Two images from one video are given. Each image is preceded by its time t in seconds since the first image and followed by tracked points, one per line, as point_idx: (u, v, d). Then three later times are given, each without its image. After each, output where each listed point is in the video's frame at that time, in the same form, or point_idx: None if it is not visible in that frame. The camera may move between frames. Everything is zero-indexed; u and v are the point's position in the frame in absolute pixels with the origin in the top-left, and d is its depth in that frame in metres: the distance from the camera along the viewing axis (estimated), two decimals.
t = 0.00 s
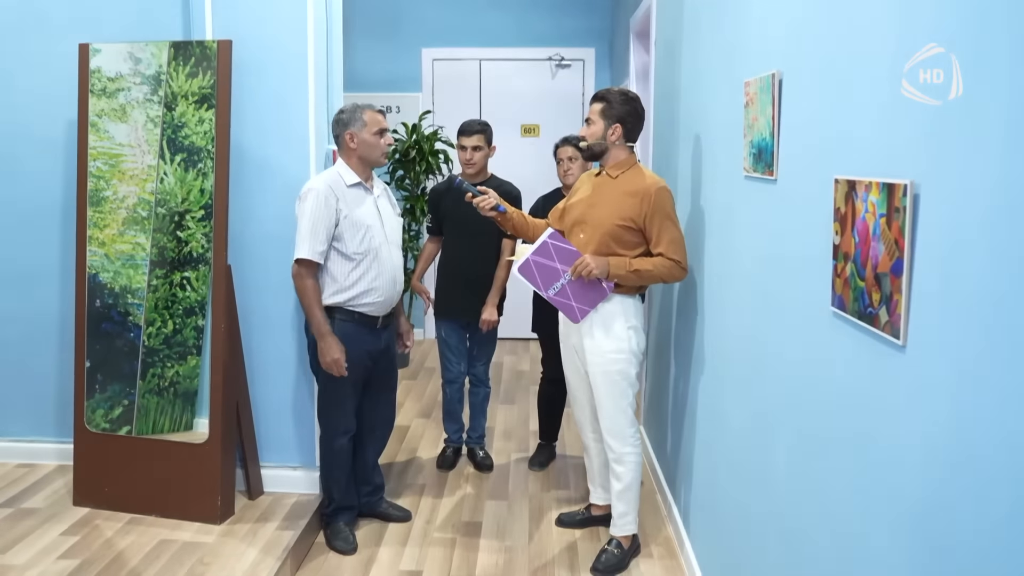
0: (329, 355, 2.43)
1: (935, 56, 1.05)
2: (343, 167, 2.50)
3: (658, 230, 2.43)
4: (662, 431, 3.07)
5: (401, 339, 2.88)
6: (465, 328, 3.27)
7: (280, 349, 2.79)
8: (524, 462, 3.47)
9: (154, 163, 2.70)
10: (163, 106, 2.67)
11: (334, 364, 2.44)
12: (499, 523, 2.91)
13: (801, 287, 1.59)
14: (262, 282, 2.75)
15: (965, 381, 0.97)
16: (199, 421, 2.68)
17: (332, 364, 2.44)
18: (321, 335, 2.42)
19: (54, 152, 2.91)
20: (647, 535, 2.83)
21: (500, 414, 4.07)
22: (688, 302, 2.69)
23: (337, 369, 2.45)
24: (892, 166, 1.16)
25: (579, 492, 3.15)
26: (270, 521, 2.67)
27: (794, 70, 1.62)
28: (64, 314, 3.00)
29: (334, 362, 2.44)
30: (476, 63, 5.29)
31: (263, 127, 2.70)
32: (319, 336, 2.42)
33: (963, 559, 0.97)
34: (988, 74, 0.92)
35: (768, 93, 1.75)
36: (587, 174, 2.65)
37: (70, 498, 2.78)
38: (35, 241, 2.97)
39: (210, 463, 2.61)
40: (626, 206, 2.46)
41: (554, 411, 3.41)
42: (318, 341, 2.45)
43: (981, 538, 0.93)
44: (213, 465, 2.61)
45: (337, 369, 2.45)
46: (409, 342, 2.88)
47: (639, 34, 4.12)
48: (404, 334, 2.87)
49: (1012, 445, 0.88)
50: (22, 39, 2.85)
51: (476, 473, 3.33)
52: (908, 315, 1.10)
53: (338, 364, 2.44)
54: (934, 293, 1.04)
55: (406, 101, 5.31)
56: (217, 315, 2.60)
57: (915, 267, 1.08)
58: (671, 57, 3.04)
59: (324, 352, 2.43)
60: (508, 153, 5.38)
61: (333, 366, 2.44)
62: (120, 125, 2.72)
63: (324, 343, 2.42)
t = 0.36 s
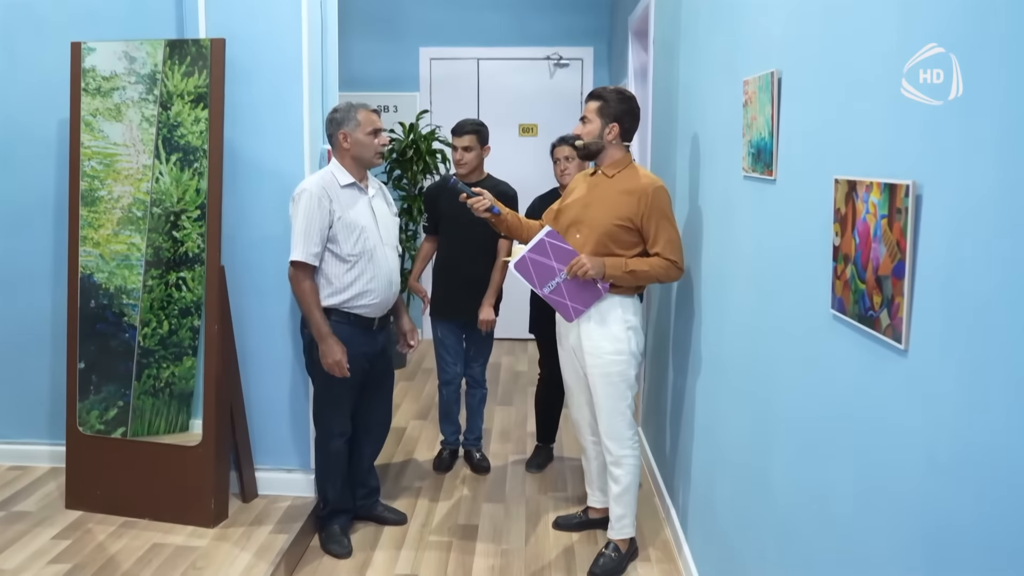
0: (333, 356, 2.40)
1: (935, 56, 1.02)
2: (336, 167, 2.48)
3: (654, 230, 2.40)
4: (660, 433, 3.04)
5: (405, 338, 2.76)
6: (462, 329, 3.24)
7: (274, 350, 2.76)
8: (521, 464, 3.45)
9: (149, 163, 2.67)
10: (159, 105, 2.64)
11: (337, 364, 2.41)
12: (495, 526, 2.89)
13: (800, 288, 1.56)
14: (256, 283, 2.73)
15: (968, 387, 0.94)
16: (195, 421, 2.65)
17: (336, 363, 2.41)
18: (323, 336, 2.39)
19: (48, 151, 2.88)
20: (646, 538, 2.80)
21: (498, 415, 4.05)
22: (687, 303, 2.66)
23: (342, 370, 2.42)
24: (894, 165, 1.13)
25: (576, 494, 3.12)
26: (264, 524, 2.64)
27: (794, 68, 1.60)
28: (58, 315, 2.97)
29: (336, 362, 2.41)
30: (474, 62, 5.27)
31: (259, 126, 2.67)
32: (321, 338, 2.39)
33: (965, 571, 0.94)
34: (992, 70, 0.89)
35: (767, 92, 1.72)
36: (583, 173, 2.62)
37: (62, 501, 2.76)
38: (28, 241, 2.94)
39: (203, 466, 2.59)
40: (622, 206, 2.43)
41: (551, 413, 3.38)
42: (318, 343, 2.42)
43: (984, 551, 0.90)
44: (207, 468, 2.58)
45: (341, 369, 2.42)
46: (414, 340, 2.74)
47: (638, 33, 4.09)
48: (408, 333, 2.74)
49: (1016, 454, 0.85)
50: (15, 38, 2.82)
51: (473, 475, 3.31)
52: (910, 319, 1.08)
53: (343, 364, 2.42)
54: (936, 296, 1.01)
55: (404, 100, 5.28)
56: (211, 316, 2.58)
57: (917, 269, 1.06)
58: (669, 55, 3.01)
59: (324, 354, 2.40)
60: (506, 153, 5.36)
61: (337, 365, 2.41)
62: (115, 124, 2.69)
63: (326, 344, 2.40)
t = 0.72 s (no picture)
0: (326, 362, 2.36)
1: (935, 55, 0.98)
2: (323, 168, 2.44)
3: (654, 230, 2.35)
4: (657, 437, 2.99)
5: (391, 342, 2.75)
6: (456, 332, 3.19)
7: (265, 353, 2.71)
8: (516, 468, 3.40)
9: (141, 162, 2.61)
10: (151, 103, 2.58)
11: (331, 368, 2.36)
12: (489, 532, 2.83)
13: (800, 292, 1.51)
14: (246, 285, 2.67)
15: (978, 399, 0.88)
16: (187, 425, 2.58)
17: (329, 369, 2.36)
18: (314, 341, 2.34)
19: (36, 151, 2.83)
20: (643, 545, 2.75)
21: (494, 418, 3.99)
22: (684, 306, 2.61)
23: (335, 376, 2.37)
24: (899, 163, 1.08)
25: (572, 500, 3.07)
26: (253, 531, 2.59)
27: (794, 64, 1.54)
28: (44, 317, 2.92)
29: (329, 367, 2.36)
30: (471, 61, 5.21)
31: (249, 125, 2.62)
32: (313, 343, 2.34)
33: None
34: (1001, 62, 0.84)
35: (766, 89, 1.67)
36: (578, 174, 2.57)
37: (48, 507, 2.70)
38: (15, 242, 2.89)
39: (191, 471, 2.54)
40: (620, 206, 2.38)
41: (547, 416, 3.33)
42: (310, 348, 2.37)
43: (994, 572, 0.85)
44: (195, 473, 2.53)
45: (334, 375, 2.37)
46: (402, 344, 2.74)
47: (636, 32, 4.04)
48: (397, 337, 2.73)
49: None
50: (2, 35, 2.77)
51: (467, 480, 3.26)
52: (917, 327, 1.02)
53: (336, 369, 2.37)
54: (945, 301, 0.96)
55: (400, 99, 5.23)
56: (199, 320, 2.54)
57: (924, 275, 1.00)
58: (667, 53, 2.96)
59: (316, 360, 2.36)
60: (503, 152, 5.31)
61: (330, 371, 2.37)
62: (106, 123, 2.63)
63: (318, 349, 2.35)
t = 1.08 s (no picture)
0: (312, 367, 2.29)
1: (935, 56, 0.96)
2: (310, 167, 2.38)
3: (651, 234, 2.28)
4: (656, 442, 2.92)
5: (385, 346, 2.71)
6: (450, 335, 3.13)
7: (253, 358, 2.64)
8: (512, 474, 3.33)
9: (132, 162, 2.53)
10: (142, 101, 2.51)
11: (319, 373, 2.30)
12: (484, 540, 2.77)
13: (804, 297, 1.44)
14: (235, 287, 2.61)
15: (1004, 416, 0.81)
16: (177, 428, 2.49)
17: (317, 374, 2.30)
18: (300, 344, 2.28)
19: (20, 149, 2.76)
20: (641, 553, 2.68)
21: (490, 422, 3.92)
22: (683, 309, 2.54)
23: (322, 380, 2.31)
24: (913, 162, 1.01)
25: (569, 507, 3.00)
26: (242, 540, 2.52)
27: (799, 59, 1.47)
28: (28, 320, 2.85)
29: (317, 371, 2.30)
30: (468, 59, 5.14)
31: (238, 123, 2.55)
32: (299, 347, 2.28)
33: None
34: None
35: (771, 84, 1.60)
36: (578, 173, 2.50)
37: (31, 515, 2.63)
38: None
39: (178, 479, 2.47)
40: (618, 208, 2.31)
41: (544, 421, 3.26)
42: (297, 352, 2.31)
43: None
44: (182, 480, 2.46)
45: (321, 379, 2.31)
46: (394, 348, 2.71)
47: (635, 28, 3.97)
48: (389, 341, 2.69)
49: None
50: None
51: (462, 486, 3.19)
52: (934, 337, 0.95)
53: (324, 374, 2.31)
54: (965, 310, 0.89)
55: (396, 97, 5.16)
56: (185, 324, 2.47)
57: (941, 282, 0.93)
58: (666, 49, 2.89)
59: (303, 364, 2.30)
60: (500, 151, 5.24)
61: (317, 376, 2.31)
62: (96, 122, 2.56)
63: (304, 353, 2.28)
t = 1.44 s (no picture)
0: (301, 374, 2.20)
1: (935, 56, 0.95)
2: (301, 166, 2.29)
3: (656, 235, 2.19)
4: (659, 450, 2.83)
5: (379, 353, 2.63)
6: (446, 340, 3.03)
7: (242, 363, 2.55)
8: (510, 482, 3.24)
9: (122, 160, 2.42)
10: (132, 99, 2.40)
11: (308, 380, 2.20)
12: (482, 551, 2.67)
13: (818, 306, 1.34)
14: (224, 291, 2.51)
15: None
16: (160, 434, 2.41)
17: (307, 381, 2.20)
18: (289, 350, 2.19)
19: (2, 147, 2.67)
20: (644, 566, 2.58)
21: (488, 427, 3.83)
22: (688, 314, 2.45)
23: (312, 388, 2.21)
24: (949, 159, 0.91)
25: (569, 517, 2.91)
26: (229, 553, 2.43)
27: (815, 50, 1.38)
28: (10, 325, 2.75)
29: (307, 379, 2.20)
30: (466, 56, 5.05)
31: (227, 121, 2.46)
32: (287, 353, 2.19)
33: None
34: None
35: (784, 76, 1.50)
36: (582, 172, 2.41)
37: (11, 527, 2.54)
38: None
39: (163, 490, 2.38)
40: (622, 208, 2.22)
41: (543, 427, 3.17)
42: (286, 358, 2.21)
43: None
44: (167, 491, 2.37)
45: (310, 387, 2.21)
46: (388, 354, 2.62)
47: (637, 24, 3.88)
48: (383, 346, 2.60)
49: None
50: None
51: (459, 494, 3.10)
52: (975, 353, 0.86)
53: (314, 382, 2.21)
54: (1014, 325, 0.79)
55: (393, 95, 5.07)
56: (170, 328, 2.37)
57: (985, 292, 0.84)
58: (670, 44, 2.80)
59: (291, 371, 2.20)
60: (499, 150, 5.15)
61: (307, 383, 2.21)
62: (85, 120, 2.45)
63: (292, 359, 2.19)
